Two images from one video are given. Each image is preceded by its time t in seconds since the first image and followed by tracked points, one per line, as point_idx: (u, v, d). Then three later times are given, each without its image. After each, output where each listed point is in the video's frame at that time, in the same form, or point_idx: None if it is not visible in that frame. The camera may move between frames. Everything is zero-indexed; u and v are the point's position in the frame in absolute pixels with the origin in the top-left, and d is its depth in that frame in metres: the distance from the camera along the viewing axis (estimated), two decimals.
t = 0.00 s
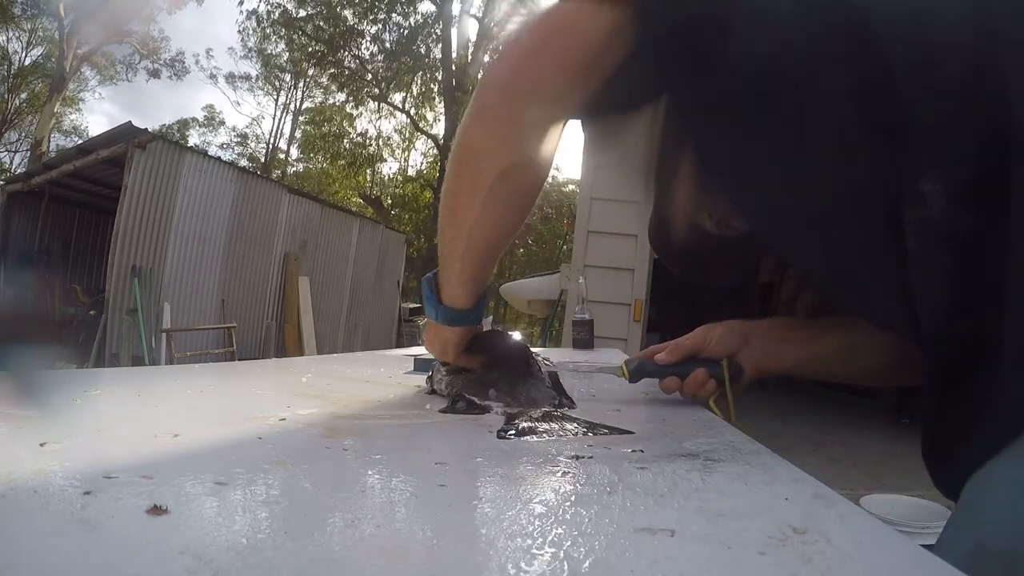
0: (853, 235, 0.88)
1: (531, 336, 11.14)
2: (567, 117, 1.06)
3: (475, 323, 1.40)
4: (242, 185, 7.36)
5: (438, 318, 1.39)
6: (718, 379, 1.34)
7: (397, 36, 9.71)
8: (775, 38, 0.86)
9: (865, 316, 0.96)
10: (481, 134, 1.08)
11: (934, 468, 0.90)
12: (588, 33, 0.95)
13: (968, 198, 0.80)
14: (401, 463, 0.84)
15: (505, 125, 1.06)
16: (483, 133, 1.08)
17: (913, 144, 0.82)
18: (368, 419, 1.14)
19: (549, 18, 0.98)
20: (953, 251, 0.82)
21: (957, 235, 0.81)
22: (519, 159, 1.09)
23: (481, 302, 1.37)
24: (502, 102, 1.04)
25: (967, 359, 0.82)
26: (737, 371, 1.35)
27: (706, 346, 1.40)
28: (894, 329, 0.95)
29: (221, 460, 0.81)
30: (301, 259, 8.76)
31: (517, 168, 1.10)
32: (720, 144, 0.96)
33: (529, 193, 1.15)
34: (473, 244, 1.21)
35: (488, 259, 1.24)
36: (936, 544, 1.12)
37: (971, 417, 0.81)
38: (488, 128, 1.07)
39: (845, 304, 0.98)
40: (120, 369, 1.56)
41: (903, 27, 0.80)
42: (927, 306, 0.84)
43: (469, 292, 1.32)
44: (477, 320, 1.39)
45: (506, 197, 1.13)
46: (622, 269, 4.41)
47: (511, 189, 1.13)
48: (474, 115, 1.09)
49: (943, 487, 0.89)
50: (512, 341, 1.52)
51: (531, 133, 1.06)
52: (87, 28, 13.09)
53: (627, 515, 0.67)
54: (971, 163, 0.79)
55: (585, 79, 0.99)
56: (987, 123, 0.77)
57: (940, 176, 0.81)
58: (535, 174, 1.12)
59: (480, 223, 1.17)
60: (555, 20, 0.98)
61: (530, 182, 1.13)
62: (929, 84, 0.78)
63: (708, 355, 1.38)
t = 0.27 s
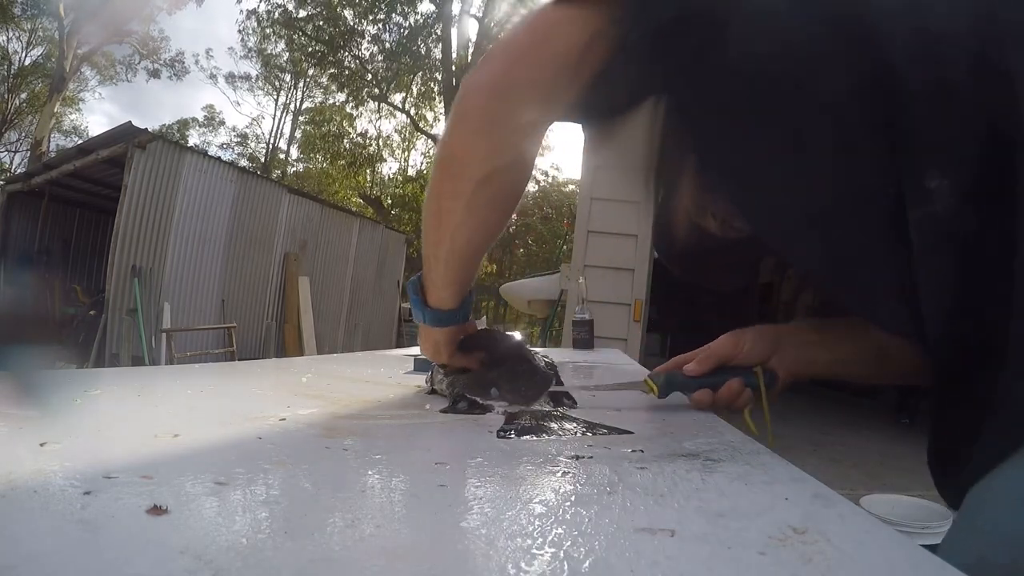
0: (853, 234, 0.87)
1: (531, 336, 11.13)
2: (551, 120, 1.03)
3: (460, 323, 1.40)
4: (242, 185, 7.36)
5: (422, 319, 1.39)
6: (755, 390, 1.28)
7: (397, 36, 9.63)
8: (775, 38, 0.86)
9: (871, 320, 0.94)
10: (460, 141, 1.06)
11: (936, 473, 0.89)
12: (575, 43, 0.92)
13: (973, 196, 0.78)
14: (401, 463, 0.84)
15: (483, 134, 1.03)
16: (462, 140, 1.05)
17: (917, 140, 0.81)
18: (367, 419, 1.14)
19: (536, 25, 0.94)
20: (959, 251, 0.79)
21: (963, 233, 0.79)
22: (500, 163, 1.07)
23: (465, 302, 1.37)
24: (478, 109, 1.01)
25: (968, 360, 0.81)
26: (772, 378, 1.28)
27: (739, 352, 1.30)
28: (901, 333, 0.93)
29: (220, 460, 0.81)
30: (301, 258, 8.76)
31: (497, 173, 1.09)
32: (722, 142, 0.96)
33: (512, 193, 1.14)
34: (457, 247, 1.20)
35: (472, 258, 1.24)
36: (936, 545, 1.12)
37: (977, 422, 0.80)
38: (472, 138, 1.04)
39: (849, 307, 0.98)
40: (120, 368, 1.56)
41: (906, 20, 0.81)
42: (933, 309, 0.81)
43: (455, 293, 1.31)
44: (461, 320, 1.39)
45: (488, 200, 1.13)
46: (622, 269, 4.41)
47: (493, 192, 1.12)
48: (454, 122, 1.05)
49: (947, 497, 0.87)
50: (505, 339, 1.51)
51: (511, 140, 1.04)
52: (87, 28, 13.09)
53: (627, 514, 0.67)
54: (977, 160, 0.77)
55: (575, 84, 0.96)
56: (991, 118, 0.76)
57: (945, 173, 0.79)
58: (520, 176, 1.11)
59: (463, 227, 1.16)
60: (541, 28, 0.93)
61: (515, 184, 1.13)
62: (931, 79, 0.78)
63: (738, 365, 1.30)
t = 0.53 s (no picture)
0: (855, 234, 0.86)
1: (531, 336, 11.12)
2: (550, 119, 1.03)
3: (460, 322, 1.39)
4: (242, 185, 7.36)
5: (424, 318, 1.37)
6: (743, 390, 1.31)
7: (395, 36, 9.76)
8: (775, 37, 0.87)
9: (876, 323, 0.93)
10: (458, 140, 1.07)
11: (938, 473, 0.88)
12: (573, 39, 0.95)
13: (975, 197, 0.76)
14: (402, 463, 0.84)
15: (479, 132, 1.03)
16: (459, 138, 1.06)
17: (919, 138, 0.80)
18: (367, 419, 1.14)
19: (534, 24, 0.98)
20: (961, 254, 0.77)
21: (965, 235, 0.77)
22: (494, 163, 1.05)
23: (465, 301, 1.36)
24: (476, 106, 1.02)
25: (968, 363, 0.79)
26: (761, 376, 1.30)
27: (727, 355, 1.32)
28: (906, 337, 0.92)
29: (220, 460, 0.81)
30: (301, 259, 8.76)
31: (491, 174, 1.07)
32: (724, 141, 0.97)
33: (507, 196, 1.11)
34: (453, 250, 1.19)
35: (471, 263, 1.22)
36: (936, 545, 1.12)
37: (978, 425, 0.78)
38: (471, 135, 1.05)
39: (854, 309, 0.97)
40: (120, 370, 1.56)
41: (907, 19, 0.79)
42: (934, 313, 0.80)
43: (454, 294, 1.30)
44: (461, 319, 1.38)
45: (483, 202, 1.10)
46: (622, 270, 4.41)
47: (488, 195, 1.09)
48: (454, 122, 1.07)
49: (946, 496, 0.87)
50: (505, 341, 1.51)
51: (506, 138, 1.03)
52: (87, 28, 13.10)
53: (627, 515, 0.67)
54: (979, 160, 0.76)
55: (575, 81, 0.99)
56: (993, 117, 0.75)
57: (948, 173, 0.77)
58: (519, 179, 1.09)
59: (458, 229, 1.14)
60: (536, 29, 0.97)
61: (515, 186, 1.11)
62: (934, 77, 0.77)
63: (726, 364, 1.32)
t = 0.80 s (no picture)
0: (855, 234, 0.86)
1: (531, 336, 11.11)
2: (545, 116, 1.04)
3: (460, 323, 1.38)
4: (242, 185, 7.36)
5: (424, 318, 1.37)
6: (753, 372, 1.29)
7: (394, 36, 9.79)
8: (774, 36, 0.87)
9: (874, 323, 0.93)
10: (453, 141, 1.07)
11: (937, 473, 0.88)
12: (567, 39, 0.96)
13: (973, 197, 0.76)
14: (402, 463, 0.84)
15: (474, 132, 1.03)
16: (454, 139, 1.06)
17: (917, 138, 0.80)
18: (366, 419, 1.14)
19: (528, 23, 0.98)
20: (959, 254, 0.77)
21: (963, 235, 0.77)
22: (490, 163, 1.06)
23: (465, 302, 1.35)
24: (470, 106, 1.02)
25: (966, 365, 0.79)
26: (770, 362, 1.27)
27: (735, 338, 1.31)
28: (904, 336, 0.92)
29: (220, 460, 0.81)
30: (301, 258, 8.76)
31: (486, 173, 1.07)
32: (724, 141, 0.97)
33: (504, 195, 1.12)
34: (451, 251, 1.18)
35: (470, 264, 1.22)
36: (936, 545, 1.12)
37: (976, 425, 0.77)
38: (466, 136, 1.05)
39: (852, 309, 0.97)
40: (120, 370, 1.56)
41: (907, 19, 0.79)
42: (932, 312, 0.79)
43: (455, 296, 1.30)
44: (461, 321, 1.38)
45: (480, 201, 1.10)
46: (622, 270, 4.41)
47: (485, 195, 1.09)
48: (448, 124, 1.07)
49: (944, 496, 0.87)
50: (505, 341, 1.51)
51: (501, 136, 1.03)
52: (87, 28, 13.10)
53: (627, 514, 0.67)
54: (978, 160, 0.76)
55: (570, 79, 1.00)
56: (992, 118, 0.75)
57: (946, 173, 0.77)
58: (515, 178, 1.10)
59: (455, 230, 1.14)
60: (530, 27, 0.97)
61: (510, 185, 1.11)
62: (934, 76, 0.77)
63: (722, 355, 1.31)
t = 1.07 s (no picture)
0: (856, 234, 0.86)
1: (531, 336, 11.10)
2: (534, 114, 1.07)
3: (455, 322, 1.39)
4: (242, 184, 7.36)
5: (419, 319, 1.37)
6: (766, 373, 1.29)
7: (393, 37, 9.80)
8: (772, 34, 0.87)
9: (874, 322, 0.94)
10: (442, 140, 1.11)
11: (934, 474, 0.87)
12: (556, 38, 0.98)
13: (973, 197, 0.76)
14: (401, 463, 0.84)
15: (462, 131, 1.07)
16: (444, 138, 1.10)
17: (918, 138, 0.80)
18: (366, 419, 1.14)
19: (513, 24, 1.00)
20: (961, 254, 0.77)
21: (964, 234, 0.77)
22: (478, 160, 1.10)
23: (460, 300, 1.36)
24: (457, 106, 1.06)
25: (966, 365, 0.79)
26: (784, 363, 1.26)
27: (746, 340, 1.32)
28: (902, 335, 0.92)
29: (220, 460, 0.81)
30: (301, 258, 8.75)
31: (474, 171, 1.11)
32: (723, 140, 0.97)
33: (493, 192, 1.15)
34: (442, 248, 1.21)
35: (462, 263, 1.24)
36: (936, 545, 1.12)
37: (976, 424, 0.77)
38: (452, 136, 1.09)
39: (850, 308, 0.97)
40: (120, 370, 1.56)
41: (905, 13, 0.80)
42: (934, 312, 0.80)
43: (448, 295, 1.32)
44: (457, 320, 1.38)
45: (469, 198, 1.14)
46: (622, 270, 4.41)
47: (473, 192, 1.13)
48: (438, 123, 1.10)
49: (942, 497, 0.86)
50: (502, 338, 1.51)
51: (488, 135, 1.07)
52: (87, 28, 13.09)
53: (627, 514, 0.67)
54: (980, 160, 0.76)
55: (558, 78, 1.02)
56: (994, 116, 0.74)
57: (946, 172, 0.78)
58: (502, 175, 1.14)
59: (446, 227, 1.18)
60: (518, 27, 0.99)
61: (497, 184, 1.15)
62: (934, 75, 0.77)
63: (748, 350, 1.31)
